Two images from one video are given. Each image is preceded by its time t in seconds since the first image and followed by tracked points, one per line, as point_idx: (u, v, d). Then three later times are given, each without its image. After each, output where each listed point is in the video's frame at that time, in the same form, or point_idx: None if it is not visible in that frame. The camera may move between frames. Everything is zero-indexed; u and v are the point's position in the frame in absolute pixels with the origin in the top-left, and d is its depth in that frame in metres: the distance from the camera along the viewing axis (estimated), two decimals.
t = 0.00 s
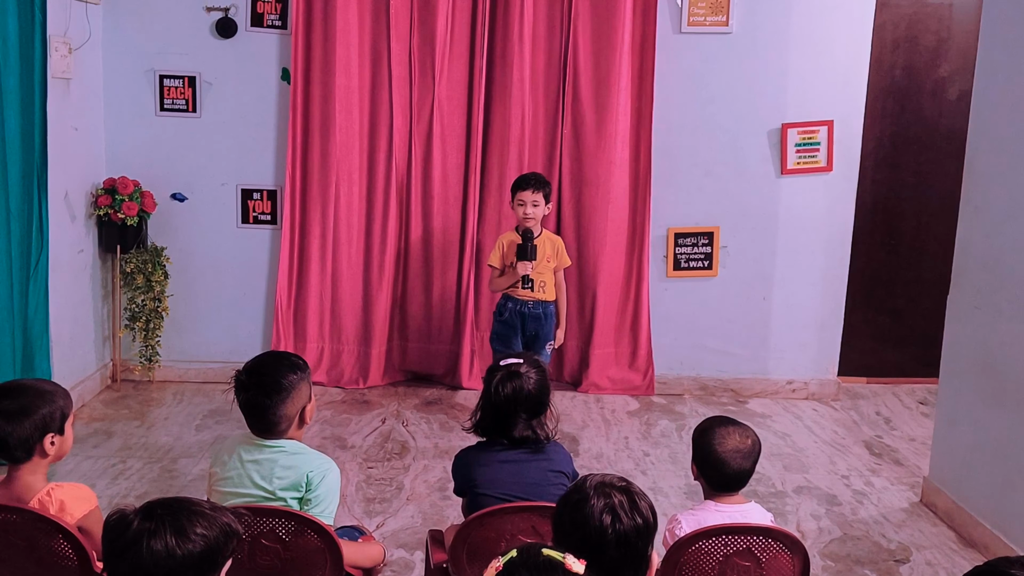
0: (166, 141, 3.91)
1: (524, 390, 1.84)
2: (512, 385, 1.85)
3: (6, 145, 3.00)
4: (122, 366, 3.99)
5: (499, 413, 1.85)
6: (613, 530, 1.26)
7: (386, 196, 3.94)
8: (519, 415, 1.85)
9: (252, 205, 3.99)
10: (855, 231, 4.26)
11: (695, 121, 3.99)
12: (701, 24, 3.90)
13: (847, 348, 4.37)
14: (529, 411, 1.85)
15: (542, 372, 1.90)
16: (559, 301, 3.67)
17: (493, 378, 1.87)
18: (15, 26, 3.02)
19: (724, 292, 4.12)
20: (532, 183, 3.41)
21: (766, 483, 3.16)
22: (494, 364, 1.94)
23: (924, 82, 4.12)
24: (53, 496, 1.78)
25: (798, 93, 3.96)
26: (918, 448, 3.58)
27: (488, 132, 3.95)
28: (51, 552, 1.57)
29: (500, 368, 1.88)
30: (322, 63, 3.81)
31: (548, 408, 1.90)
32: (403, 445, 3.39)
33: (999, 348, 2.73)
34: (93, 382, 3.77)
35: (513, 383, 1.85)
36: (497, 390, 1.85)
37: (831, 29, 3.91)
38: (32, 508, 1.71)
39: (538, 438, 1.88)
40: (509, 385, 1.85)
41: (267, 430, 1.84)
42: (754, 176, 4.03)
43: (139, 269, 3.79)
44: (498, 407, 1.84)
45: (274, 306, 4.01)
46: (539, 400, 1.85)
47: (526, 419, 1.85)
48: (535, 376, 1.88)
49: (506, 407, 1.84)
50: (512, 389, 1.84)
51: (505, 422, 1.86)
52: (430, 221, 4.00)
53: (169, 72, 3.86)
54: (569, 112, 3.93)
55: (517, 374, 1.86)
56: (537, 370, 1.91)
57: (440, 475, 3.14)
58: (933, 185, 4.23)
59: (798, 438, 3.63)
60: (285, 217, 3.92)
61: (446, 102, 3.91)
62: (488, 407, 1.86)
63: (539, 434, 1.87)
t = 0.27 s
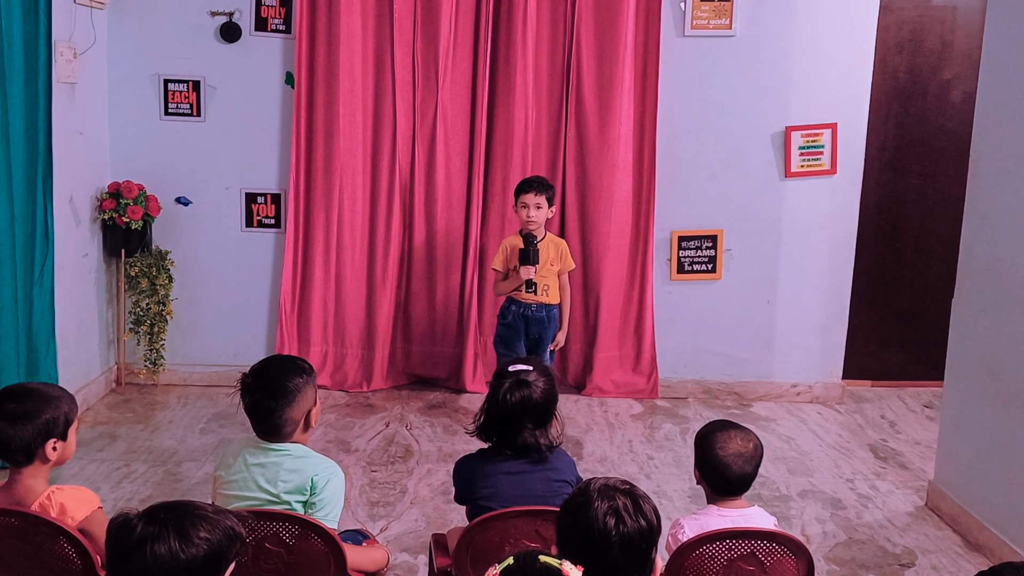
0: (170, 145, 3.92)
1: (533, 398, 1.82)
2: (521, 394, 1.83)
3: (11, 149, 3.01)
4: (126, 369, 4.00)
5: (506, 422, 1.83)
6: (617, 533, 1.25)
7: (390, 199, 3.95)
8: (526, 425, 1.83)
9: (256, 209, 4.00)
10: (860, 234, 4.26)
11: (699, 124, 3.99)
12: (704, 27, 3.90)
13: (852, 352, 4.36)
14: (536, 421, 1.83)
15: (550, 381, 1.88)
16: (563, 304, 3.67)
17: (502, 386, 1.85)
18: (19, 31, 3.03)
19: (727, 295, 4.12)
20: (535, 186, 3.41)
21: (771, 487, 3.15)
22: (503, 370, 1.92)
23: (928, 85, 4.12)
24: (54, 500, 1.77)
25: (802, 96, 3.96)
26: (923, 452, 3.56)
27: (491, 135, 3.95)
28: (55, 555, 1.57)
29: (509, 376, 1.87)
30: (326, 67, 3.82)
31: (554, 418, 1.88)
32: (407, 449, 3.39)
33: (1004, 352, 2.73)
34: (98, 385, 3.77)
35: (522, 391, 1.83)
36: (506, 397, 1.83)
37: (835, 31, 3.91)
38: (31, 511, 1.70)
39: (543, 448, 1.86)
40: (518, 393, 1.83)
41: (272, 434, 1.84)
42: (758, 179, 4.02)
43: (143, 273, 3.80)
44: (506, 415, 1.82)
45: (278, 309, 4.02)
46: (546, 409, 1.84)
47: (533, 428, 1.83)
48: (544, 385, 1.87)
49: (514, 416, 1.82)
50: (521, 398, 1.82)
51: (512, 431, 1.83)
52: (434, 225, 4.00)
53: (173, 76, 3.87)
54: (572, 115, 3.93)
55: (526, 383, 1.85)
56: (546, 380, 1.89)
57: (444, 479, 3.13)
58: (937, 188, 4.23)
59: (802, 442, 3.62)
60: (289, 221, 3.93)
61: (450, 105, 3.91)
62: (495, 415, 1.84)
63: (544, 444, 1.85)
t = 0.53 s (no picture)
0: (178, 145, 3.94)
1: (545, 403, 1.80)
2: (533, 398, 1.80)
3: (19, 149, 3.03)
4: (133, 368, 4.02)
5: (516, 425, 1.80)
6: (620, 531, 1.26)
7: (397, 200, 3.96)
8: (536, 429, 1.81)
9: (263, 209, 4.01)
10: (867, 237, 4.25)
11: (706, 126, 3.99)
12: (712, 29, 3.90)
13: (858, 355, 4.35)
14: (546, 425, 1.81)
15: (560, 386, 1.87)
16: (569, 305, 3.67)
17: (513, 389, 1.83)
18: (27, 31, 3.05)
19: (733, 298, 4.11)
20: (543, 189, 3.41)
21: (775, 489, 3.14)
22: (513, 373, 1.90)
23: (936, 88, 4.11)
24: (62, 497, 1.78)
25: (809, 99, 3.95)
26: (928, 456, 3.56)
27: (498, 136, 3.96)
28: (62, 552, 1.58)
29: (521, 379, 1.84)
30: (333, 68, 3.83)
31: (562, 422, 1.86)
32: (412, 449, 3.40)
33: (1010, 356, 2.72)
34: (105, 384, 3.79)
35: (534, 396, 1.81)
36: (517, 401, 1.81)
37: (842, 34, 3.91)
38: (38, 507, 1.70)
39: (549, 452, 1.83)
40: (530, 398, 1.81)
41: (277, 432, 1.85)
42: (764, 182, 4.02)
43: (150, 273, 3.82)
44: (517, 418, 1.80)
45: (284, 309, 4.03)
46: (557, 414, 1.82)
47: (543, 432, 1.81)
48: (554, 390, 1.84)
49: (525, 420, 1.79)
50: (533, 403, 1.80)
51: (522, 434, 1.81)
52: (440, 226, 4.01)
53: (181, 76, 3.89)
54: (579, 117, 3.93)
55: (538, 387, 1.82)
56: (556, 385, 1.87)
57: (448, 479, 3.14)
58: (944, 191, 4.22)
59: (807, 445, 3.61)
60: (295, 221, 3.94)
61: (456, 107, 3.92)
62: (505, 418, 1.81)
63: (551, 448, 1.83)
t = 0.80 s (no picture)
0: (186, 142, 3.95)
1: (557, 408, 1.80)
2: (545, 404, 1.80)
3: (27, 145, 3.04)
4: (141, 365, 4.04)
5: (527, 431, 1.80)
6: (629, 531, 1.26)
7: (404, 198, 3.97)
8: (547, 435, 1.81)
9: (270, 206, 4.02)
10: (875, 236, 4.24)
11: (714, 124, 3.98)
12: (721, 26, 3.89)
13: (865, 354, 4.34)
14: (557, 430, 1.81)
15: (573, 390, 1.86)
16: (579, 304, 3.67)
17: (524, 394, 1.82)
18: (35, 27, 3.07)
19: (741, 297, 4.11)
20: (553, 188, 3.41)
21: (783, 488, 3.14)
22: (525, 375, 1.89)
23: (946, 86, 4.10)
24: (69, 494, 1.79)
25: (818, 97, 3.95)
26: (936, 455, 3.55)
27: (507, 134, 3.96)
28: (70, 549, 1.59)
29: (532, 384, 1.83)
30: (341, 65, 3.84)
31: (574, 425, 1.86)
32: (420, 447, 3.40)
33: (1019, 355, 2.71)
34: (113, 381, 3.81)
35: (545, 402, 1.80)
36: (529, 406, 1.80)
37: (852, 32, 3.89)
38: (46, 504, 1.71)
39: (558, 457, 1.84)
40: (541, 403, 1.80)
41: (285, 430, 1.85)
42: (773, 181, 4.02)
43: (158, 269, 3.83)
44: (528, 424, 1.79)
45: (292, 307, 4.04)
46: (569, 419, 1.82)
47: (554, 437, 1.82)
48: (566, 395, 1.84)
49: (536, 425, 1.79)
50: (544, 409, 1.79)
51: (533, 440, 1.81)
52: (448, 223, 4.01)
53: (188, 72, 3.90)
54: (587, 115, 3.93)
55: (550, 393, 1.82)
56: (568, 388, 1.86)
57: (456, 477, 3.15)
58: (954, 190, 4.20)
59: (815, 444, 3.61)
60: (303, 219, 3.95)
61: (465, 105, 3.93)
62: (515, 423, 1.81)
63: (561, 453, 1.83)
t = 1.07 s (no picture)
0: (189, 136, 3.95)
1: (563, 400, 1.80)
2: (551, 397, 1.80)
3: (31, 141, 3.04)
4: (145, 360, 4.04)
5: (535, 425, 1.79)
6: (635, 526, 1.25)
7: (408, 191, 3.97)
8: (554, 429, 1.80)
9: (274, 200, 4.02)
10: (880, 227, 4.23)
11: (718, 116, 3.97)
12: (726, 18, 3.88)
13: (871, 345, 4.33)
14: (564, 423, 1.81)
15: (577, 381, 1.86)
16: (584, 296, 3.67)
17: (529, 387, 1.82)
18: (37, 22, 3.06)
19: (746, 288, 4.10)
20: (556, 180, 3.40)
21: (788, 480, 3.14)
22: (529, 369, 1.89)
23: (951, 76, 4.08)
24: (74, 489, 1.79)
25: (823, 88, 3.93)
26: (941, 446, 3.54)
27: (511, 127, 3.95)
28: (75, 544, 1.59)
29: (538, 377, 1.83)
30: (344, 59, 3.83)
31: (579, 419, 1.86)
32: (425, 440, 3.41)
33: None
34: (118, 376, 3.82)
35: (552, 393, 1.80)
36: (535, 399, 1.80)
37: (857, 22, 3.87)
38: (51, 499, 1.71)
39: (565, 453, 1.83)
40: (548, 395, 1.80)
41: (290, 424, 1.85)
42: (777, 172, 4.00)
43: (161, 264, 3.83)
44: (536, 417, 1.79)
45: (297, 301, 4.04)
46: (575, 411, 1.82)
47: (561, 431, 1.81)
48: (571, 387, 1.84)
49: (543, 419, 1.79)
50: (551, 401, 1.79)
51: (541, 435, 1.80)
52: (452, 217, 4.01)
53: (191, 66, 3.89)
54: (591, 107, 3.92)
55: (555, 384, 1.82)
56: (573, 381, 1.87)
57: (461, 470, 3.15)
58: (959, 180, 4.19)
59: (820, 435, 3.61)
60: (307, 213, 3.95)
61: (469, 97, 3.92)
62: (522, 418, 1.80)
63: (568, 447, 1.83)
